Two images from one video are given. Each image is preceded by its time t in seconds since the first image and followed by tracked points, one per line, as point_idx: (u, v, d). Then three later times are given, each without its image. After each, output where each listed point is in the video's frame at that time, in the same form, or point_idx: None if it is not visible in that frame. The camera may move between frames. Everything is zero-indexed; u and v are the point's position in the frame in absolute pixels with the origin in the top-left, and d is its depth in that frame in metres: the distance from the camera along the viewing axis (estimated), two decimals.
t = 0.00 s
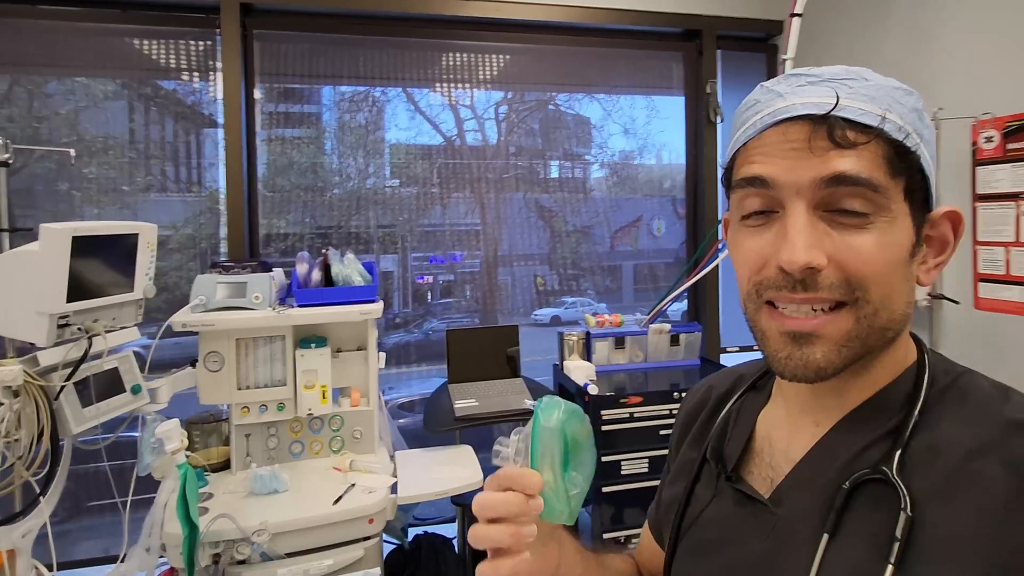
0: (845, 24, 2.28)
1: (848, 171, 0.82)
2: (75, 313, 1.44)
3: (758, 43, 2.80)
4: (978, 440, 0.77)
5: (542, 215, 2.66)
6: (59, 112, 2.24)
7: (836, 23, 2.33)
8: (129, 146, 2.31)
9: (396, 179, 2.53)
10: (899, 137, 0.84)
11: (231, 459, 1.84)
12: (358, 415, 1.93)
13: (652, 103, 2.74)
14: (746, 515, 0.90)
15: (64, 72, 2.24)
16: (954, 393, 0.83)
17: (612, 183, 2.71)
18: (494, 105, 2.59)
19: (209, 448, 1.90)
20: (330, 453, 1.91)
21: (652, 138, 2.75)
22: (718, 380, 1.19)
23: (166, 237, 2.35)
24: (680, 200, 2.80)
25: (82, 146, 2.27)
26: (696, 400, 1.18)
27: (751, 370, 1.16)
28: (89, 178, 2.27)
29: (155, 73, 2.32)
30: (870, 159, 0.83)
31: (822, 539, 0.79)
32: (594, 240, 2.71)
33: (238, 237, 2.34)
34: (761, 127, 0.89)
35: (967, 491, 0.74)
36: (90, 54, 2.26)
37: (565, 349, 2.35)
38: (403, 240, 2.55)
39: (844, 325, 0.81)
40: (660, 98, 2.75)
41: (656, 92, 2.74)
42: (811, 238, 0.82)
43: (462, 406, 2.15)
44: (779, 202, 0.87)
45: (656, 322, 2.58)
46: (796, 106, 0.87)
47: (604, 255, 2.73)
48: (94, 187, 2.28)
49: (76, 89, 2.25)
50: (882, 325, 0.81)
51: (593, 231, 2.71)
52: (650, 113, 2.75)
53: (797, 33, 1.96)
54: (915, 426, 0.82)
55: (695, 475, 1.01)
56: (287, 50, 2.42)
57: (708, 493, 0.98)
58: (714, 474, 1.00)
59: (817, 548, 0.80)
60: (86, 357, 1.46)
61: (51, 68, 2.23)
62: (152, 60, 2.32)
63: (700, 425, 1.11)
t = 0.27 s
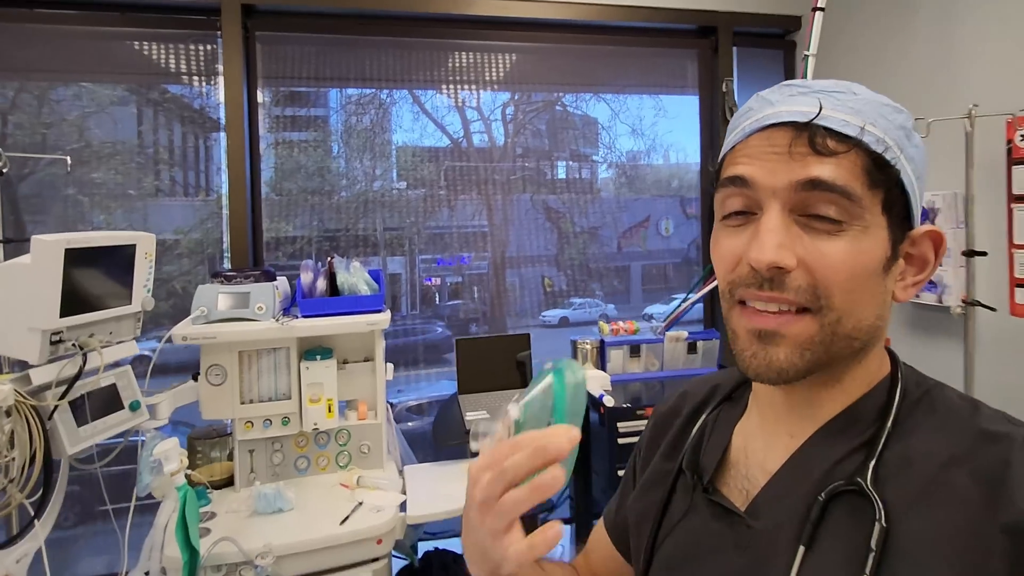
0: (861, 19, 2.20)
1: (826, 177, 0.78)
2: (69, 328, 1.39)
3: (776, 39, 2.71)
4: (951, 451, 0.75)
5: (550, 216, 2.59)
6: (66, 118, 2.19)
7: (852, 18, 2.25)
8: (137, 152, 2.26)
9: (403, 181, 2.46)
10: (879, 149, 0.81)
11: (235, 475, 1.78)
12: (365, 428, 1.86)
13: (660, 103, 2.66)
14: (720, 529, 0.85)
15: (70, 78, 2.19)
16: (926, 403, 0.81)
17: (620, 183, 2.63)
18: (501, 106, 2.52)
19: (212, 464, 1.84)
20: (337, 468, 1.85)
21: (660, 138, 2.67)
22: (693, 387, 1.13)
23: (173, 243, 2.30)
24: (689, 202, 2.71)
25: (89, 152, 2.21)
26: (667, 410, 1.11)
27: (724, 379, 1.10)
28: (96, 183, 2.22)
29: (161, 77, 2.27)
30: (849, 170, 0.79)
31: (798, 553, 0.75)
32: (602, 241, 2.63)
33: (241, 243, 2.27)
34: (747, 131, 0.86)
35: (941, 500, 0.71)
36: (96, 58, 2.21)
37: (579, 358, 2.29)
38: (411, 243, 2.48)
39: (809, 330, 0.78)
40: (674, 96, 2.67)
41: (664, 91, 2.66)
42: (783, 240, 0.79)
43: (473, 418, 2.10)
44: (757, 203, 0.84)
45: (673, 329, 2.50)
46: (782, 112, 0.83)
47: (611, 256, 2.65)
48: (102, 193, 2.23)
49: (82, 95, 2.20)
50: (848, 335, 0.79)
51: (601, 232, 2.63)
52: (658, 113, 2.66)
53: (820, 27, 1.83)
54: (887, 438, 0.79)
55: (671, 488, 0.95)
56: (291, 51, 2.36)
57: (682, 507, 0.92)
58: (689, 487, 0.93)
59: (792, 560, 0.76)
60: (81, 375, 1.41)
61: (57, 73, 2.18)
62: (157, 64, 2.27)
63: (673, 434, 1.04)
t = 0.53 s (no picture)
0: (878, 16, 2.14)
1: (810, 180, 0.85)
2: (68, 341, 1.38)
3: (792, 37, 2.64)
4: (937, 459, 0.83)
5: (557, 217, 2.53)
6: (75, 123, 2.16)
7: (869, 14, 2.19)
8: (147, 156, 2.22)
9: (411, 183, 2.42)
10: (865, 159, 0.87)
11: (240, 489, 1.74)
12: (372, 440, 1.81)
13: (669, 103, 2.59)
14: (715, 538, 0.92)
15: (79, 82, 2.16)
16: (911, 416, 0.90)
17: (628, 184, 2.57)
18: (507, 108, 2.47)
19: (216, 478, 1.79)
20: (344, 481, 1.80)
21: (667, 139, 2.60)
22: (682, 395, 1.20)
23: (182, 247, 2.26)
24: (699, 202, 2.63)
25: (98, 157, 2.18)
26: (653, 411, 1.18)
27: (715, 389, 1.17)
28: (104, 189, 2.19)
29: (166, 80, 2.23)
30: (833, 176, 0.86)
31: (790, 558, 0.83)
32: (609, 242, 2.57)
33: (246, 248, 2.23)
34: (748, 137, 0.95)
35: (928, 506, 0.80)
36: (104, 61, 2.18)
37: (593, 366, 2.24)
38: (418, 245, 2.43)
39: (777, 321, 0.82)
40: (685, 95, 2.61)
41: (671, 91, 2.60)
42: (761, 235, 0.85)
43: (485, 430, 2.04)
44: (747, 203, 0.90)
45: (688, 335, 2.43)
46: (779, 121, 0.92)
47: (619, 257, 2.59)
48: (112, 198, 2.20)
49: (91, 100, 2.17)
50: (819, 331, 0.83)
51: (609, 233, 2.57)
52: (666, 113, 2.60)
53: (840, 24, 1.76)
54: (877, 448, 0.87)
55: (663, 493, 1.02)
56: (296, 54, 2.32)
57: (672, 514, 0.99)
58: (681, 493, 1.00)
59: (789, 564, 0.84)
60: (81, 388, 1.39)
61: (65, 78, 2.15)
62: (161, 67, 2.23)
63: (659, 438, 1.11)
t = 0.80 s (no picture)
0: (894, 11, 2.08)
1: (811, 196, 0.80)
2: (63, 348, 1.35)
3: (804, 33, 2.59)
4: (931, 464, 0.79)
5: (565, 219, 2.48)
6: (83, 127, 2.14)
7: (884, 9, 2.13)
8: (154, 159, 2.20)
9: (417, 185, 2.38)
10: (869, 173, 0.82)
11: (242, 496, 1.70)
12: (377, 447, 1.77)
13: (676, 104, 2.54)
14: (711, 541, 0.87)
15: (88, 85, 2.14)
16: (909, 417, 0.86)
17: (636, 185, 2.52)
18: (514, 109, 2.43)
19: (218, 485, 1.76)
20: (348, 488, 1.76)
21: (674, 139, 2.55)
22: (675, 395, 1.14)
23: (189, 249, 2.23)
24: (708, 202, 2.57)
25: (106, 160, 2.16)
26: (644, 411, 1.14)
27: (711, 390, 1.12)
28: (110, 191, 2.16)
29: (172, 82, 2.20)
30: (835, 190, 0.81)
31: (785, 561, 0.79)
32: (618, 243, 2.52)
33: (250, 251, 2.20)
34: (744, 143, 0.88)
35: (922, 511, 0.76)
36: (109, 63, 2.16)
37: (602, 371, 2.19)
38: (425, 247, 2.40)
39: (779, 342, 0.80)
40: (696, 93, 2.55)
41: (680, 91, 2.54)
42: (760, 253, 0.80)
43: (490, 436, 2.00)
44: (743, 214, 0.85)
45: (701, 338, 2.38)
46: (778, 127, 0.85)
47: (627, 258, 2.54)
48: (119, 201, 2.17)
49: (99, 103, 2.15)
50: (821, 351, 0.80)
51: (617, 233, 2.52)
52: (674, 114, 2.54)
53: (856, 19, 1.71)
54: (872, 453, 0.84)
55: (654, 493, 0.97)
56: (299, 54, 2.29)
57: (666, 516, 0.94)
58: (675, 494, 0.95)
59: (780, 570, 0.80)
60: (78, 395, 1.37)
61: (72, 80, 2.13)
62: (166, 69, 2.20)
63: (651, 439, 1.06)
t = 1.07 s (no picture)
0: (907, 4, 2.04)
1: (818, 207, 0.76)
2: (64, 342, 1.34)
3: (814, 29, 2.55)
4: (937, 454, 0.77)
5: (570, 219, 2.45)
6: (91, 126, 2.13)
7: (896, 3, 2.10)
8: (162, 158, 2.18)
9: (423, 185, 2.36)
10: (880, 179, 0.79)
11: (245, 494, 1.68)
12: (382, 446, 1.75)
13: (681, 105, 2.50)
14: (713, 532, 0.85)
15: (95, 85, 2.13)
16: (915, 408, 0.84)
17: (642, 185, 2.49)
18: (520, 108, 2.40)
19: (222, 483, 1.74)
20: (352, 487, 1.74)
21: (682, 139, 2.52)
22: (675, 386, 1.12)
23: (195, 249, 2.21)
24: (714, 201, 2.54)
25: (113, 160, 2.15)
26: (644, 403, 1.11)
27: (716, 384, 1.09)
28: (117, 190, 2.15)
29: (178, 81, 2.19)
30: (844, 199, 0.77)
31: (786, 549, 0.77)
32: (624, 243, 2.49)
33: (255, 250, 2.18)
34: (745, 146, 0.83)
35: (927, 501, 0.73)
36: (116, 62, 2.15)
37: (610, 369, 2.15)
38: (431, 247, 2.37)
39: (791, 351, 0.77)
40: (706, 90, 2.52)
41: (688, 89, 2.51)
42: (768, 268, 0.77)
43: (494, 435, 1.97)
44: (749, 224, 0.81)
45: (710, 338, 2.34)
46: (783, 131, 0.81)
47: (634, 258, 2.51)
48: (125, 200, 2.16)
49: (107, 103, 2.14)
50: (832, 359, 0.78)
51: (623, 234, 2.49)
52: (679, 115, 2.51)
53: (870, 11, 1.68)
54: (877, 443, 0.81)
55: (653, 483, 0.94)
56: (304, 51, 2.27)
57: (667, 507, 0.92)
58: (674, 483, 0.93)
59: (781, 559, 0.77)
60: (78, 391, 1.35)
61: (80, 79, 2.12)
62: (172, 67, 2.19)
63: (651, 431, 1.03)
